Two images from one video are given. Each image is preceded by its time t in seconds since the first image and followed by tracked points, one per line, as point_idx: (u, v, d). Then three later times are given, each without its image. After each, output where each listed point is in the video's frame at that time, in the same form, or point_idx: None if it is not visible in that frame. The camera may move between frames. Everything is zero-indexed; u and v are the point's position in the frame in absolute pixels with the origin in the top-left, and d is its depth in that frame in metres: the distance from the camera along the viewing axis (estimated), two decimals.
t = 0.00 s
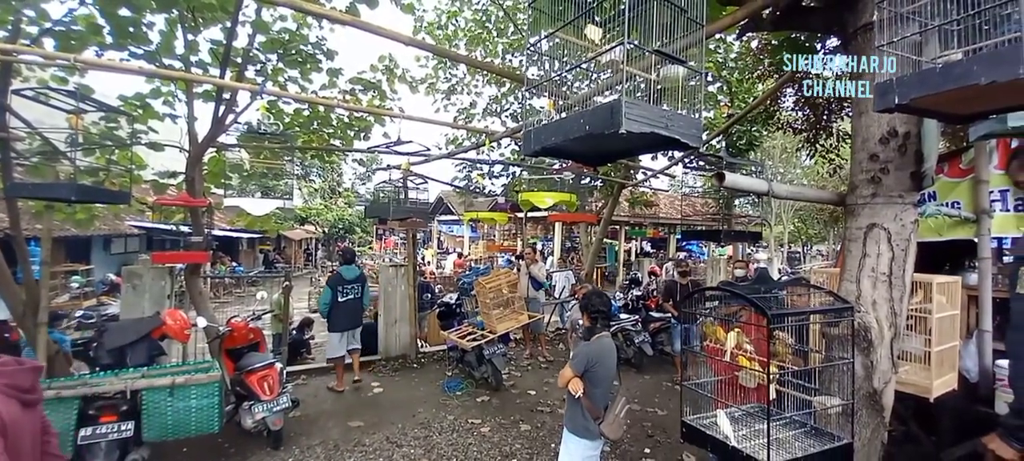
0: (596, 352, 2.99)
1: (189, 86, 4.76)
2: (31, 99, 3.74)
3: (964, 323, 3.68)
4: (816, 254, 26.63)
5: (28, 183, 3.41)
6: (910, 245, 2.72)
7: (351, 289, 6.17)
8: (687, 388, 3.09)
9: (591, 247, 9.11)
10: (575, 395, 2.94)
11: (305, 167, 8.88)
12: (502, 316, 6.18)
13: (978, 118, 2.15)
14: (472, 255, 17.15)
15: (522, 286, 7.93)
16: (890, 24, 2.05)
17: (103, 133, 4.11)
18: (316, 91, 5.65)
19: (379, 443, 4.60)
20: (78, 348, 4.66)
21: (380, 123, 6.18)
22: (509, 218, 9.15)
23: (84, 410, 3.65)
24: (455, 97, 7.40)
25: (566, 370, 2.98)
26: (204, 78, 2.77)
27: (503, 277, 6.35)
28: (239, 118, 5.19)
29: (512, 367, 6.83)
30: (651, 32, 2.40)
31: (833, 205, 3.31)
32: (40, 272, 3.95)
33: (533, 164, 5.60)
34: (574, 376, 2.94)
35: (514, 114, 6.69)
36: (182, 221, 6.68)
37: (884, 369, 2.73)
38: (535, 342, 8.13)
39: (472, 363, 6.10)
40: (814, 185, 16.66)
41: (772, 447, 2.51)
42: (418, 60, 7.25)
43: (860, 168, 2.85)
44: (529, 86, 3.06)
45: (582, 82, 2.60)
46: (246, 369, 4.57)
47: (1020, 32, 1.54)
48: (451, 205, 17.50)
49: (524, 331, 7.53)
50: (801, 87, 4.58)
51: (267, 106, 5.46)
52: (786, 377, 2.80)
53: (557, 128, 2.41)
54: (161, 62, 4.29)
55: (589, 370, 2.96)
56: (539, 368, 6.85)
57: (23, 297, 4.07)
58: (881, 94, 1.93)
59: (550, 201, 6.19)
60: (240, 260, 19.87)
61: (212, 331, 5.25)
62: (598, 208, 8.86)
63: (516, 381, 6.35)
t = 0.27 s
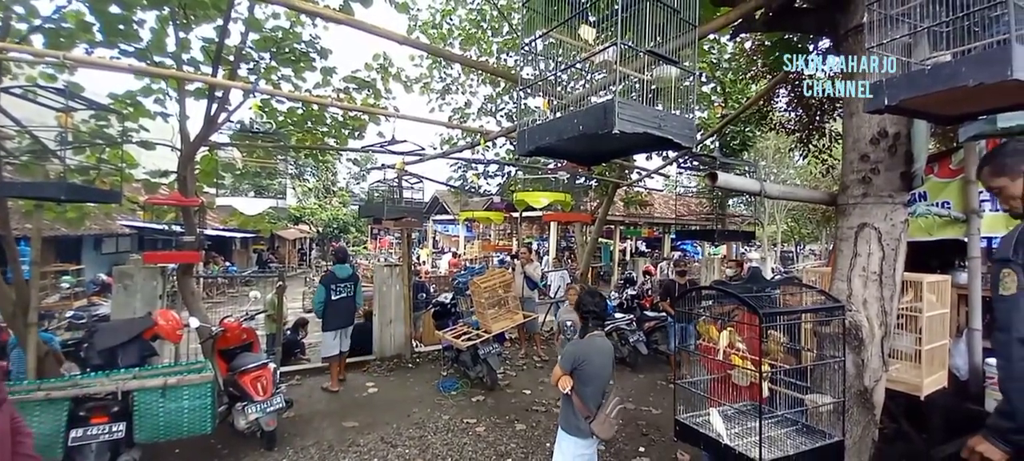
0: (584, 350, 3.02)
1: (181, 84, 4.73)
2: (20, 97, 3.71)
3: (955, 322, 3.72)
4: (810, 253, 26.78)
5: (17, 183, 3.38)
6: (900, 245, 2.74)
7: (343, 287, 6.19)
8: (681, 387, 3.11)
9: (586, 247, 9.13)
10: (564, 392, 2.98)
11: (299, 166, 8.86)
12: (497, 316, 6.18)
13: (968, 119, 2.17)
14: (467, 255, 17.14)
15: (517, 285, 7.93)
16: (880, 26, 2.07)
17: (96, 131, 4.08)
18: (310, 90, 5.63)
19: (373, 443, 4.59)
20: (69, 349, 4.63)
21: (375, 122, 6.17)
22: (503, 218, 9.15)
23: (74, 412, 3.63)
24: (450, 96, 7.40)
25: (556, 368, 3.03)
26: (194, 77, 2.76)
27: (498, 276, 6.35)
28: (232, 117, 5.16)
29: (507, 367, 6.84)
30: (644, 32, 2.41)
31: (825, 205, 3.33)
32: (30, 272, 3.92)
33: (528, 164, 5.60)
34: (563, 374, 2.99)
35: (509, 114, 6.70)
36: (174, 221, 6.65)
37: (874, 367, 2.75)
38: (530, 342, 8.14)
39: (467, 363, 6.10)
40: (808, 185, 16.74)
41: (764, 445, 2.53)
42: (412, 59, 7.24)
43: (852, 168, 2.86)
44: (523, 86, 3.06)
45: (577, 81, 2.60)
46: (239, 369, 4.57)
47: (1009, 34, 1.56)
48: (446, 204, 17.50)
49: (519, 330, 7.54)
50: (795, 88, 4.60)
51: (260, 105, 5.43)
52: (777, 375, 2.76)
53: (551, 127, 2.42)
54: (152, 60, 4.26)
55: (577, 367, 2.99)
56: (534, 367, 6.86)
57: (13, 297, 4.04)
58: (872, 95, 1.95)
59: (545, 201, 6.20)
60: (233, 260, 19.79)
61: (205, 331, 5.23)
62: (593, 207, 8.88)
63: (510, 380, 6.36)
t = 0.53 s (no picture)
0: (578, 349, 3.04)
1: (178, 85, 4.72)
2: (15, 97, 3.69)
3: (951, 321, 3.73)
4: (806, 252, 26.87)
5: (13, 184, 3.37)
6: (896, 244, 2.75)
7: (345, 287, 6.20)
8: (679, 387, 3.13)
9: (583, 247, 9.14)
10: (558, 390, 2.98)
11: (296, 166, 8.85)
12: (495, 316, 6.18)
13: (963, 119, 2.17)
14: (465, 255, 17.13)
15: (515, 286, 7.93)
16: (875, 26, 2.07)
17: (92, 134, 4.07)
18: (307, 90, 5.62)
19: (372, 444, 4.59)
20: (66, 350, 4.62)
21: (373, 122, 6.16)
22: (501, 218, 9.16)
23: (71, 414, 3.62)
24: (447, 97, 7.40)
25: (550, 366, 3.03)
26: (191, 77, 2.75)
27: (496, 277, 6.35)
28: (229, 117, 5.15)
29: (505, 368, 6.84)
30: (641, 32, 2.41)
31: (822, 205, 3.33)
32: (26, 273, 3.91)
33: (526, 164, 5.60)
34: (557, 372, 2.99)
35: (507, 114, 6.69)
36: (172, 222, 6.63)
37: (871, 366, 2.76)
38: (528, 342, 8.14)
39: (465, 363, 6.10)
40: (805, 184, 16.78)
41: (761, 444, 2.53)
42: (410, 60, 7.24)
43: (848, 168, 2.87)
44: (521, 86, 3.06)
45: (574, 82, 2.61)
46: (236, 370, 4.57)
47: (1003, 34, 1.58)
48: (444, 205, 17.49)
49: (517, 331, 7.55)
50: (791, 88, 4.61)
51: (256, 105, 5.42)
52: (775, 374, 2.79)
53: (548, 128, 2.42)
54: (149, 60, 4.25)
55: (571, 365, 3.00)
56: (532, 368, 6.86)
57: (9, 299, 4.02)
58: (867, 95, 1.96)
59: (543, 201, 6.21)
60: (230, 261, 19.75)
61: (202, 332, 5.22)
62: (591, 207, 8.89)
63: (509, 381, 6.36)
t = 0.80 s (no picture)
0: (575, 351, 3.04)
1: (171, 86, 4.70)
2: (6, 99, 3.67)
3: (943, 322, 3.76)
4: (800, 254, 27.00)
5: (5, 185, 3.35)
6: (887, 246, 2.76)
7: (339, 287, 6.21)
8: (673, 388, 3.16)
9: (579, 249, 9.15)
10: (556, 393, 2.98)
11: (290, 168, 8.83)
12: (491, 318, 6.17)
13: (954, 121, 2.19)
14: (461, 257, 17.12)
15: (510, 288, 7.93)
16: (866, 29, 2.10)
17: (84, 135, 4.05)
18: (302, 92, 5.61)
19: (366, 447, 4.57)
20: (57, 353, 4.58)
21: (368, 124, 6.16)
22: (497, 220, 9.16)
23: (62, 418, 3.59)
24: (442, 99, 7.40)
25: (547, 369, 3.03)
26: (184, 79, 2.74)
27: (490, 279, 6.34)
28: (223, 119, 5.13)
29: (501, 370, 6.84)
30: (634, 35, 2.42)
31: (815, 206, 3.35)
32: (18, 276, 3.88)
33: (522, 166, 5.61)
34: (555, 374, 2.98)
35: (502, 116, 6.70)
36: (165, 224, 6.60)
37: (863, 367, 2.77)
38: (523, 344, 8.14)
39: (461, 366, 6.09)
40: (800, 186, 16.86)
41: (755, 445, 2.54)
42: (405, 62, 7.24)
43: (840, 170, 2.89)
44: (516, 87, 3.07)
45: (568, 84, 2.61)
46: (230, 373, 4.55)
47: (992, 37, 1.60)
48: (440, 207, 17.48)
49: (512, 333, 7.55)
50: (785, 90, 4.64)
51: (250, 107, 5.41)
52: (769, 374, 2.81)
53: (542, 130, 2.42)
54: (142, 62, 4.23)
55: (569, 368, 3.00)
56: (528, 370, 6.86)
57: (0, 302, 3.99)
58: (858, 98, 1.97)
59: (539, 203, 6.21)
60: (224, 264, 19.66)
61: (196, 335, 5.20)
62: (586, 209, 8.90)
63: (504, 383, 6.35)
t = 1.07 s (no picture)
0: (576, 352, 3.04)
1: (168, 87, 4.69)
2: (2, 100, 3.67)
3: (941, 320, 3.77)
4: (799, 252, 27.01)
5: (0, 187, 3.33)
6: (885, 244, 2.77)
7: (334, 287, 6.19)
8: (672, 387, 3.16)
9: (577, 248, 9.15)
10: (558, 394, 2.98)
11: (288, 169, 8.81)
12: (489, 318, 6.17)
13: (950, 120, 2.20)
14: (460, 257, 17.10)
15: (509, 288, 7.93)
16: (862, 29, 2.11)
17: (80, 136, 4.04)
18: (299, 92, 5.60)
19: (365, 448, 4.57)
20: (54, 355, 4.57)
21: (366, 124, 6.15)
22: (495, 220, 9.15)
23: (60, 421, 3.59)
24: (440, 99, 7.39)
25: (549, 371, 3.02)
26: (181, 79, 2.74)
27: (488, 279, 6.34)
28: (220, 119, 5.12)
29: (500, 370, 6.84)
30: (630, 35, 2.42)
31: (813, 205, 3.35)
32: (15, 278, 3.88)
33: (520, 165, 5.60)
34: (557, 375, 2.98)
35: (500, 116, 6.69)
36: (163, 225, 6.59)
37: (861, 365, 2.78)
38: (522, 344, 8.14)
39: (460, 366, 6.08)
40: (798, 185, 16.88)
41: (754, 443, 2.54)
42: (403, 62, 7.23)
43: (836, 169, 2.89)
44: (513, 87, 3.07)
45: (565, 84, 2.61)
46: (229, 374, 4.55)
47: (988, 36, 1.61)
48: (439, 207, 17.47)
49: (511, 333, 7.55)
50: (782, 89, 4.64)
51: (248, 108, 5.39)
52: (767, 373, 2.82)
53: (539, 129, 2.42)
54: (138, 63, 4.22)
55: (571, 369, 3.00)
56: (526, 369, 6.86)
57: None
58: (855, 98, 1.98)
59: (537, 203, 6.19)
60: (222, 265, 19.62)
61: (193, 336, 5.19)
62: (584, 209, 8.90)
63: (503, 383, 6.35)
